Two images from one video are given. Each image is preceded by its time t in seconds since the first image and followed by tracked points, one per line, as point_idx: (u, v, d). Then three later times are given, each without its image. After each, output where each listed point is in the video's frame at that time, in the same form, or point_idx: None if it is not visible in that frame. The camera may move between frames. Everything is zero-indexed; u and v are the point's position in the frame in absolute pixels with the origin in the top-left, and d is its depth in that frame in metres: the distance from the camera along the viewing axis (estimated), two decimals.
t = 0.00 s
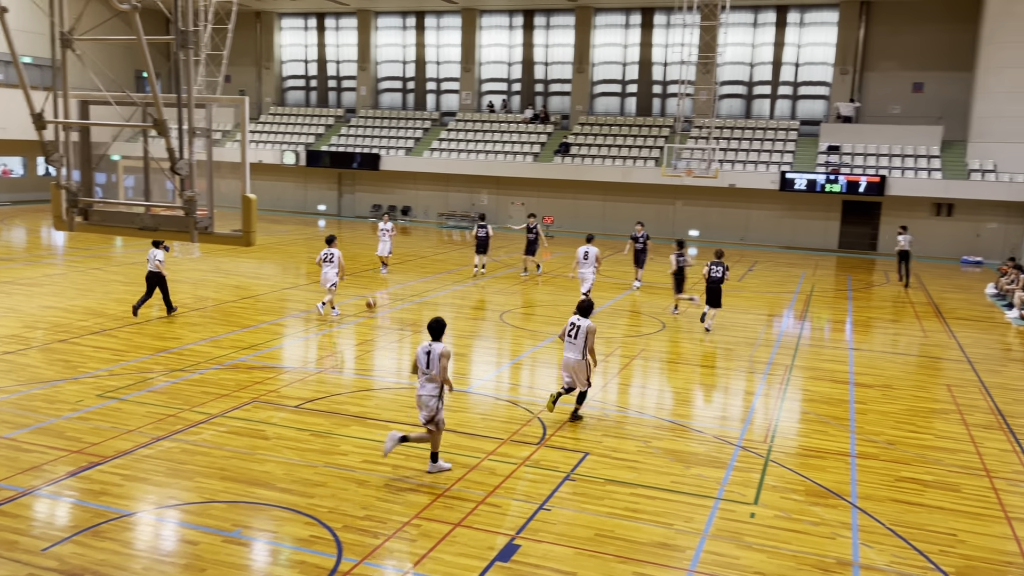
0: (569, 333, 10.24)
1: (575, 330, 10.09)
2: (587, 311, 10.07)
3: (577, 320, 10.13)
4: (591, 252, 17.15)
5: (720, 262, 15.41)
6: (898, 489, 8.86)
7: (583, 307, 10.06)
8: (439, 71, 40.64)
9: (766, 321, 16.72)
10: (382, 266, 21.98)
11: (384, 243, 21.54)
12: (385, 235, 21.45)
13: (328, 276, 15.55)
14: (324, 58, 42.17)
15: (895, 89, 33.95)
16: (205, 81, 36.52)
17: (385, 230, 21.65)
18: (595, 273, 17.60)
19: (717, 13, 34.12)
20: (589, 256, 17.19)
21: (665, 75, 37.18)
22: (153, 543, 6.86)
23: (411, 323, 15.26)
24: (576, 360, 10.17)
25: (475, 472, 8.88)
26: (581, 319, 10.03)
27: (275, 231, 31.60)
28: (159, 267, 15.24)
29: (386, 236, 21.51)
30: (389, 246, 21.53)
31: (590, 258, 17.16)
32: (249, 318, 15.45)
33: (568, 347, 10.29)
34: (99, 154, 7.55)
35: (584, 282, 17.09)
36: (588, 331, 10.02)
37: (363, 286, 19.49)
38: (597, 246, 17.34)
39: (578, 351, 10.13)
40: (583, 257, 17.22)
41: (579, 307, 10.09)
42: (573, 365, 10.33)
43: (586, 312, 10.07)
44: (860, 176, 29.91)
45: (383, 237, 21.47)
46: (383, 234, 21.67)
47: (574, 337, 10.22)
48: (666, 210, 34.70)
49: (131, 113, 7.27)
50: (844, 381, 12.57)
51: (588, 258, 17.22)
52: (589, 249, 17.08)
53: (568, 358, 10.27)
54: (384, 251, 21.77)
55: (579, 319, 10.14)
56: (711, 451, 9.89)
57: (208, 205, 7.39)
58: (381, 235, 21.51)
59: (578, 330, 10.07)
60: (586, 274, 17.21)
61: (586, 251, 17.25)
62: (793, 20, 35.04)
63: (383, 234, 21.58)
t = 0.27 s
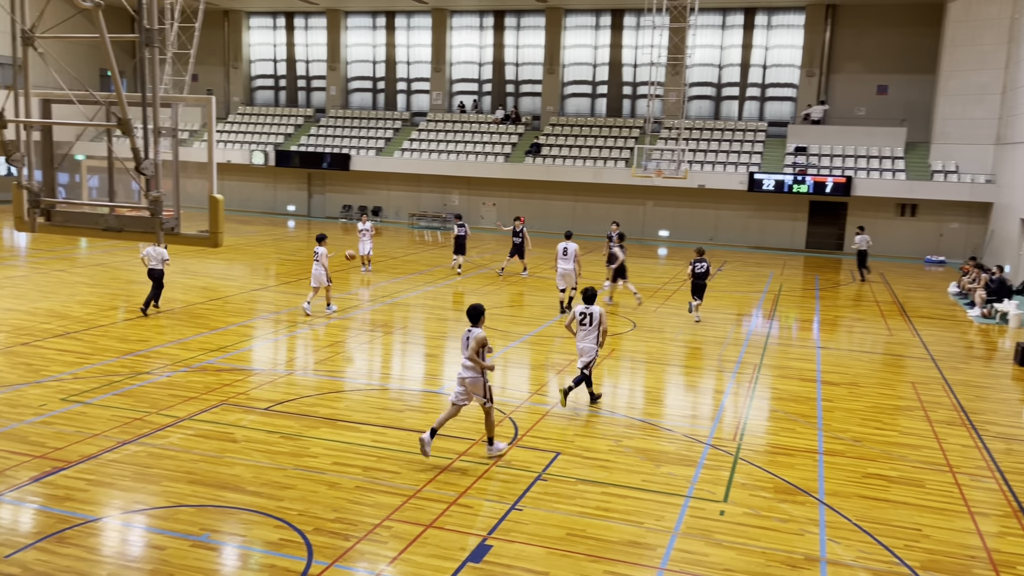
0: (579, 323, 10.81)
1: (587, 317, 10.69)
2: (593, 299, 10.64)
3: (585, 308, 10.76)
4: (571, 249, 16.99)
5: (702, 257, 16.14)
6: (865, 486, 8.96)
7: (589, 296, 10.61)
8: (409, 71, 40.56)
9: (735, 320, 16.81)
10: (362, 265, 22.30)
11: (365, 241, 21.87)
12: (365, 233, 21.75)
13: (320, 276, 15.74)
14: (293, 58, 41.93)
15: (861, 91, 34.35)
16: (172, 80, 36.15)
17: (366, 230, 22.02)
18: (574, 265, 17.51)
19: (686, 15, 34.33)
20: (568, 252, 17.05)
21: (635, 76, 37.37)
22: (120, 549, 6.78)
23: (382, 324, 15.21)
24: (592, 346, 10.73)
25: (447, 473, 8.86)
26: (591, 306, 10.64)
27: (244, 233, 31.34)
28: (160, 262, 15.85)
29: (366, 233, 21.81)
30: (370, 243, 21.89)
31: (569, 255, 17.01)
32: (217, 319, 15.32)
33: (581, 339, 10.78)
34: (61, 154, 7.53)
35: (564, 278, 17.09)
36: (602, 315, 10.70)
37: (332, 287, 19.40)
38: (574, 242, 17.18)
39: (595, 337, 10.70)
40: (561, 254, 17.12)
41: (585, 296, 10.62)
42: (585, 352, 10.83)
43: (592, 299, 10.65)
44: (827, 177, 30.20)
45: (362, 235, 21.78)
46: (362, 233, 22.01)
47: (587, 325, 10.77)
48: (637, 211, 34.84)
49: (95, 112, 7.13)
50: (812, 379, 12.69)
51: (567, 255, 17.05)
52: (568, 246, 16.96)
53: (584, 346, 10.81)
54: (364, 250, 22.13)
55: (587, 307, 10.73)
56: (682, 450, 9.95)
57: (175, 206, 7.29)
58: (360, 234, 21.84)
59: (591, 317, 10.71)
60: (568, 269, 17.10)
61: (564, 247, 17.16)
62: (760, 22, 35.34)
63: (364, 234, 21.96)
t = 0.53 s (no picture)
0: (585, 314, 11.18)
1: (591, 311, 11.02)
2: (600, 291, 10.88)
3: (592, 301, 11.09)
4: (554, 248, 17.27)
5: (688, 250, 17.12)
6: (835, 483, 9.05)
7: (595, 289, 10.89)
8: (381, 71, 40.43)
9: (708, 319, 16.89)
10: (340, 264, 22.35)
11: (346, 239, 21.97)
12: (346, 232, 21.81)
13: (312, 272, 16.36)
14: (264, 57, 41.67)
15: (830, 92, 34.69)
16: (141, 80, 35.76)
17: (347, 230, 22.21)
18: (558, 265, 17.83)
19: (657, 16, 34.49)
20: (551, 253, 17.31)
21: (608, 77, 37.50)
22: (88, 554, 6.70)
23: (355, 325, 15.14)
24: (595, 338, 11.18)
25: (420, 474, 8.84)
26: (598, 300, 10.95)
27: (215, 233, 31.08)
28: (162, 261, 16.76)
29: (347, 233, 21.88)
30: (351, 242, 21.99)
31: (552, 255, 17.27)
32: (187, 321, 15.18)
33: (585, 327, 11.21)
34: (26, 154, 7.41)
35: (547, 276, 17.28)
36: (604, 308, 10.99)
37: (304, 288, 19.29)
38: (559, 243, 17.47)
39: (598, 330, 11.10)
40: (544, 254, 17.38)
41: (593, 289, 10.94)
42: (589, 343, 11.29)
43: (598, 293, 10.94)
44: (797, 178, 30.36)
45: (342, 234, 21.92)
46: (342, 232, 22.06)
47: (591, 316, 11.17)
48: (610, 211, 34.95)
49: (61, 111, 7.07)
50: (783, 378, 12.79)
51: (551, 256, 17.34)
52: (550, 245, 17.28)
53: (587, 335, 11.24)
54: (344, 249, 22.21)
55: (592, 300, 11.07)
56: (655, 449, 10.00)
57: (143, 207, 7.20)
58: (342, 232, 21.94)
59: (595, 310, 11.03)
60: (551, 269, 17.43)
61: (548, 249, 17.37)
62: (731, 24, 35.59)
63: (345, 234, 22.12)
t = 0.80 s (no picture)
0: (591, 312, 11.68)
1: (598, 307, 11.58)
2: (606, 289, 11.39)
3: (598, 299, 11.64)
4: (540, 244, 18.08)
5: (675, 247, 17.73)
6: (810, 480, 9.12)
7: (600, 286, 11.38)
8: (357, 71, 40.29)
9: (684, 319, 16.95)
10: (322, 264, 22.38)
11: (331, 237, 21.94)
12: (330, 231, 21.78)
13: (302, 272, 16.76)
14: (239, 56, 41.41)
15: (804, 93, 34.95)
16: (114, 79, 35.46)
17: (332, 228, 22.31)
18: (543, 262, 18.43)
19: (633, 17, 34.61)
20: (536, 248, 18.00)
21: (584, 78, 37.59)
22: (60, 560, 6.63)
23: (331, 326, 15.07)
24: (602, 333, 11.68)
25: (397, 475, 8.81)
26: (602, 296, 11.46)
27: (189, 234, 30.84)
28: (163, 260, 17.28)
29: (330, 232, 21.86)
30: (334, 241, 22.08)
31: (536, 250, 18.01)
32: (161, 323, 15.05)
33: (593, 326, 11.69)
34: None
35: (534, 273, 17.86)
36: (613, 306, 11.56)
37: (279, 288, 19.18)
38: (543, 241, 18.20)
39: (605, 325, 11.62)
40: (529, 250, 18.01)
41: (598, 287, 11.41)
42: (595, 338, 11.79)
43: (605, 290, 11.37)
44: (772, 178, 30.57)
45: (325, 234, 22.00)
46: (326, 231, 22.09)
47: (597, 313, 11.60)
48: (586, 211, 35.03)
49: (29, 109, 6.87)
50: (758, 376, 12.87)
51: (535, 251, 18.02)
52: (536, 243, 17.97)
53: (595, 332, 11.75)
54: (328, 248, 22.17)
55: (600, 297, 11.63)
56: (632, 447, 10.03)
57: (115, 207, 7.13)
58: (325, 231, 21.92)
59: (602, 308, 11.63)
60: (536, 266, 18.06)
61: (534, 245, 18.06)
62: (706, 24, 35.78)
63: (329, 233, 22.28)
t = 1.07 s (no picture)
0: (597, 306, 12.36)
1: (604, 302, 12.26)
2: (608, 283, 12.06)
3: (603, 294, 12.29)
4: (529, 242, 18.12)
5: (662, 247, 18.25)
6: (790, 477, 9.18)
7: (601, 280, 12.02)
8: (338, 70, 40.16)
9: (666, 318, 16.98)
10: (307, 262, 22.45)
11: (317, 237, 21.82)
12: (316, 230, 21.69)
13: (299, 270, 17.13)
14: (217, 55, 41.17)
15: (782, 93, 35.15)
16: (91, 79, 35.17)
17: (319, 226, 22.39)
18: (532, 260, 18.61)
19: (613, 17, 34.68)
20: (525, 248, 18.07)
21: (565, 78, 37.65)
22: (38, 564, 6.57)
23: (312, 327, 15.00)
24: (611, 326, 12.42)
25: (379, 476, 8.80)
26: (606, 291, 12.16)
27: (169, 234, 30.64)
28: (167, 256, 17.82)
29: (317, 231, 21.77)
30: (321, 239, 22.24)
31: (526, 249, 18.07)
32: (140, 324, 14.94)
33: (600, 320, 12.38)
34: None
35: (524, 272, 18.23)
36: (616, 300, 12.19)
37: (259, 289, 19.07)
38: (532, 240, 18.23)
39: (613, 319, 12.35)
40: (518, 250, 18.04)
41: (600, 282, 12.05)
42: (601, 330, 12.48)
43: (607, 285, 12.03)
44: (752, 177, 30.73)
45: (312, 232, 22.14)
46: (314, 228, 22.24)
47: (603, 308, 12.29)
48: (568, 211, 35.08)
49: (5, 109, 6.81)
50: (739, 375, 12.94)
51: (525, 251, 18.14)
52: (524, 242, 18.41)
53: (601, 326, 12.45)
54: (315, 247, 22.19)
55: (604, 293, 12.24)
56: (614, 447, 10.05)
57: (92, 207, 7.09)
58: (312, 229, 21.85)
59: (607, 301, 12.26)
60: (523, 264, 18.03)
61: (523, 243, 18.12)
62: (686, 25, 35.92)
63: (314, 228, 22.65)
